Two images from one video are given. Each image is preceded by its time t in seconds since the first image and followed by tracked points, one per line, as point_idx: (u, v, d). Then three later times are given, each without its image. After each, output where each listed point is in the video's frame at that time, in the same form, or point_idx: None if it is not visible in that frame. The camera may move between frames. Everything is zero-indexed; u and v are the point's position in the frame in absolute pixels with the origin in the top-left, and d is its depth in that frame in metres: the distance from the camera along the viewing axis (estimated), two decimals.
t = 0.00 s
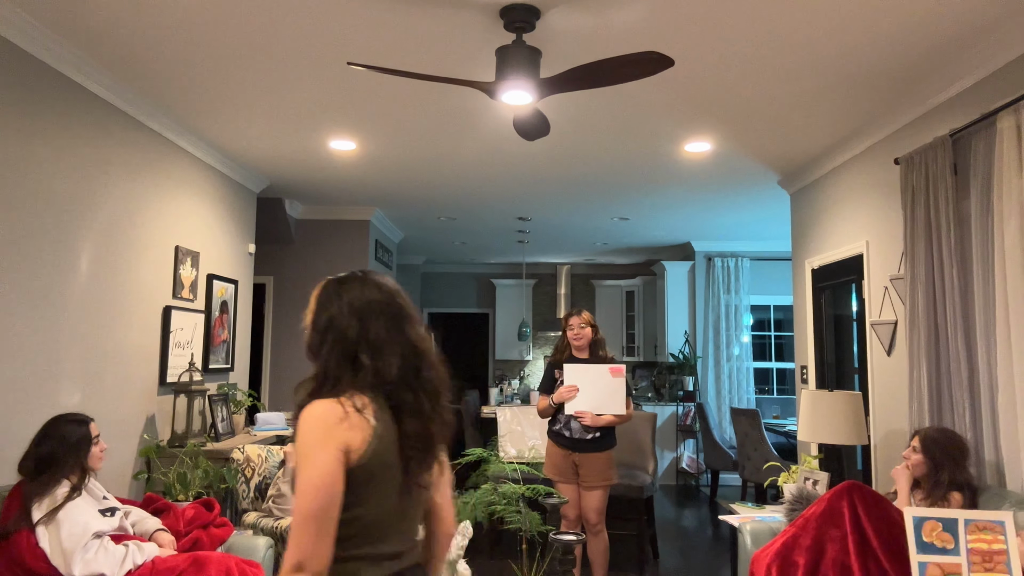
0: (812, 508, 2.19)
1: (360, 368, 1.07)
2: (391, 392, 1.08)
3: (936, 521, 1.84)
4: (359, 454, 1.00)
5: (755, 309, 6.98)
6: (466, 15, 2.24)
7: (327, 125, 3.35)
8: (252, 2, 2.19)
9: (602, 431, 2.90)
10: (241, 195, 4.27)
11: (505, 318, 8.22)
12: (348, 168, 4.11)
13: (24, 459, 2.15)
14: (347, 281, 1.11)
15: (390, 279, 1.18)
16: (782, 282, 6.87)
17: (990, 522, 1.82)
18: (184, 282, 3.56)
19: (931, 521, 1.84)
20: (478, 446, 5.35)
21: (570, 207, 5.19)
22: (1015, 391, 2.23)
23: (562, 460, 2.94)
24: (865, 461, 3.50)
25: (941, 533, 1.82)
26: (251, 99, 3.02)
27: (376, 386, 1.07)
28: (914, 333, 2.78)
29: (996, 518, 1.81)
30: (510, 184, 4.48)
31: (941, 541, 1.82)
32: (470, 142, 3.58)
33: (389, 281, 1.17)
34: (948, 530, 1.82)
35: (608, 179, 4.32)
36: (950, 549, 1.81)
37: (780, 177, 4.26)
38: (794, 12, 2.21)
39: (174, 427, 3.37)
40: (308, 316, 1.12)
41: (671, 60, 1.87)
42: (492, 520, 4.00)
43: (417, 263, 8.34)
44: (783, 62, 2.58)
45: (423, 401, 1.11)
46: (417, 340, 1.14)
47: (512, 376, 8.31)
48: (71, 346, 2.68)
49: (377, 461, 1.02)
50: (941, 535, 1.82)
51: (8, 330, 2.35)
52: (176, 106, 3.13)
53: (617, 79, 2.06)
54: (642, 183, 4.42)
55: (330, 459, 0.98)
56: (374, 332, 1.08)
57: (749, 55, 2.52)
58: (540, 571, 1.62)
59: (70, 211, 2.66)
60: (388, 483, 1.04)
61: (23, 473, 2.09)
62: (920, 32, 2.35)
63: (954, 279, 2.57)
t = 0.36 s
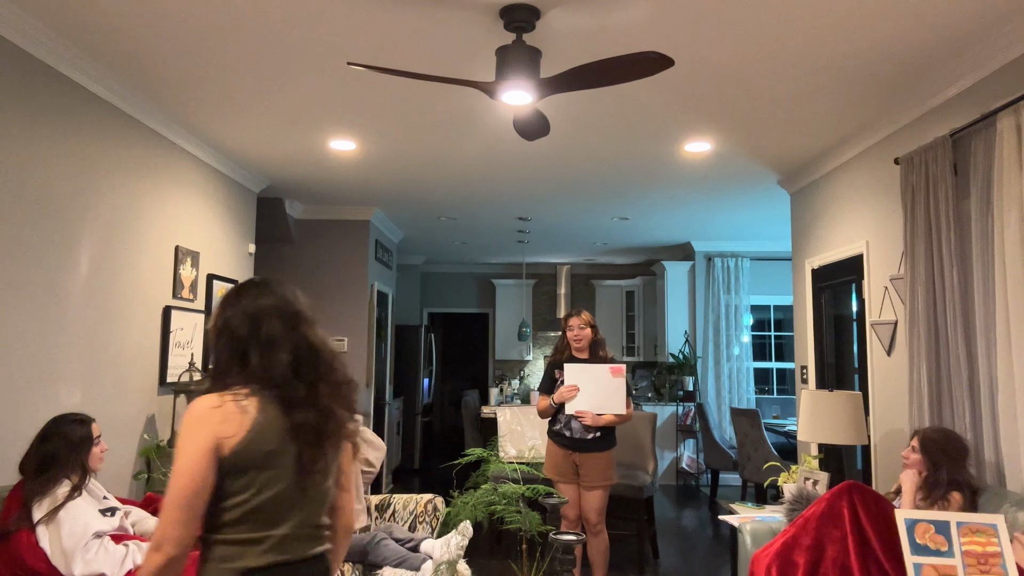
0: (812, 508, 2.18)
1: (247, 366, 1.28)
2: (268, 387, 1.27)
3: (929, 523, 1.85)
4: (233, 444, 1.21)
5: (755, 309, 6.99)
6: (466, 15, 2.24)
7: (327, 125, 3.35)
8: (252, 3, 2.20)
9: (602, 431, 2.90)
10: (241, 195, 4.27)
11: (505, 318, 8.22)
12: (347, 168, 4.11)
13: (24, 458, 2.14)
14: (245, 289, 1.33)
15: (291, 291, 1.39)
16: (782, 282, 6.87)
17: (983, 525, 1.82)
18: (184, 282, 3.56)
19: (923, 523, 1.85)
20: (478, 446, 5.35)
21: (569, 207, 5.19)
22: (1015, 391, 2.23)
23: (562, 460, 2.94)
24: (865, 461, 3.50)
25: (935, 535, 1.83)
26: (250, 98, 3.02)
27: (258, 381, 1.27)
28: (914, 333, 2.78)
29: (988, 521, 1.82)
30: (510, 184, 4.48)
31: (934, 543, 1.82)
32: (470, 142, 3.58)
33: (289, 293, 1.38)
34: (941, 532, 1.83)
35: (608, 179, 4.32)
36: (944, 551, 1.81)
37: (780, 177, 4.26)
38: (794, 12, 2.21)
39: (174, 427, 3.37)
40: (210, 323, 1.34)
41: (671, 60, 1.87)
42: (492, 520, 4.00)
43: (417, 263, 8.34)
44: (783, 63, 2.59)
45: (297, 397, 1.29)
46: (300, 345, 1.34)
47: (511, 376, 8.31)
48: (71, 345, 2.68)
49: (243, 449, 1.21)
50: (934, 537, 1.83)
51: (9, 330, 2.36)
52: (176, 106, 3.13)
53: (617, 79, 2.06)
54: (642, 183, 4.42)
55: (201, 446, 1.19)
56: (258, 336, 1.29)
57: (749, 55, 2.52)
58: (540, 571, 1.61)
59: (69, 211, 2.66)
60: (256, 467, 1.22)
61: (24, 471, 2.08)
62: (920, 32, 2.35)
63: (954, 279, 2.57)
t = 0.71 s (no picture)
0: (812, 508, 2.18)
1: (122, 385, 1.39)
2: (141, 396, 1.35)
3: (925, 525, 1.85)
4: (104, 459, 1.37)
5: (755, 309, 6.99)
6: (466, 15, 2.24)
7: (327, 125, 3.35)
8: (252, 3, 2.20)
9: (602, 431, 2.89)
10: (241, 195, 4.27)
11: (505, 318, 8.22)
12: (348, 168, 4.11)
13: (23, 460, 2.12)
14: (136, 307, 1.43)
15: (181, 301, 1.44)
16: (782, 282, 6.87)
17: (980, 528, 1.82)
18: (184, 283, 3.55)
19: (919, 525, 1.85)
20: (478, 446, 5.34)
21: (570, 207, 5.19)
22: (1015, 391, 2.23)
23: (562, 460, 2.94)
24: (865, 461, 3.50)
25: (931, 537, 1.83)
26: (250, 99, 3.02)
27: (128, 401, 1.37)
28: (914, 333, 2.78)
29: (985, 524, 1.82)
30: (510, 184, 4.48)
31: (930, 544, 1.82)
32: (469, 142, 3.58)
33: (170, 309, 1.43)
34: (938, 535, 1.83)
35: (607, 179, 4.32)
36: (942, 553, 1.81)
37: (780, 177, 4.26)
38: (794, 12, 2.21)
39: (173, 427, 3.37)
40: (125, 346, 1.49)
41: (671, 60, 1.87)
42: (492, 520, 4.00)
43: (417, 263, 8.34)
44: (783, 63, 2.58)
45: (170, 401, 1.35)
46: (178, 353, 1.39)
47: (511, 376, 8.31)
48: (71, 346, 2.68)
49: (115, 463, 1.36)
50: (930, 540, 1.82)
51: (9, 330, 2.35)
52: (176, 107, 3.13)
53: (617, 79, 2.06)
54: (642, 183, 4.42)
55: (87, 462, 1.39)
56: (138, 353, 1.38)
57: (749, 55, 2.52)
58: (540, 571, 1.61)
59: (69, 211, 2.66)
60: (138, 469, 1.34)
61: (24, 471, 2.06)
62: (919, 32, 2.35)
63: (954, 280, 2.57)
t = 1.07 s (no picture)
0: (812, 508, 2.18)
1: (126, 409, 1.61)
2: (132, 412, 1.56)
3: (922, 526, 1.85)
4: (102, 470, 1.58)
5: (755, 309, 6.98)
6: (466, 14, 2.24)
7: (327, 125, 3.35)
8: (252, 3, 2.20)
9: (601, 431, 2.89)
10: (241, 195, 4.27)
11: (505, 318, 8.22)
12: (347, 168, 4.11)
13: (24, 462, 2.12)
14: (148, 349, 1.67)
15: (189, 343, 1.66)
16: (782, 282, 6.87)
17: (977, 530, 1.82)
18: (184, 282, 3.56)
19: (916, 527, 1.85)
20: (478, 446, 5.34)
21: (569, 207, 5.19)
22: (1015, 391, 2.23)
23: (562, 460, 2.94)
24: (865, 461, 3.50)
25: (928, 538, 1.82)
26: (250, 99, 3.02)
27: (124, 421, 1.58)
28: (914, 333, 2.78)
29: (982, 525, 1.82)
30: (510, 184, 4.48)
31: (928, 546, 1.82)
32: (469, 142, 3.58)
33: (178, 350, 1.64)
34: (935, 536, 1.82)
35: (607, 179, 4.32)
36: (940, 554, 1.80)
37: (780, 177, 4.26)
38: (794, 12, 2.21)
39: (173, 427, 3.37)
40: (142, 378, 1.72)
41: (671, 60, 1.87)
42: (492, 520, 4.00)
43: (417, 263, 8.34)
44: (782, 63, 2.59)
45: (154, 417, 1.54)
46: (172, 383, 1.59)
47: (511, 376, 8.31)
48: (71, 345, 2.68)
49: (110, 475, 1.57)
50: (927, 541, 1.82)
51: (9, 329, 2.35)
52: (176, 107, 3.13)
53: (617, 79, 2.06)
54: (642, 183, 4.42)
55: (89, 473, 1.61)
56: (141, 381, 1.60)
57: (749, 55, 2.52)
58: (540, 571, 1.61)
59: (70, 211, 2.66)
60: (119, 469, 1.54)
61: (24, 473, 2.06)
62: (919, 32, 2.35)
63: (954, 280, 2.56)
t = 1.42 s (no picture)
0: (812, 508, 2.18)
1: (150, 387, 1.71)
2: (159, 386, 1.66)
3: (922, 526, 1.85)
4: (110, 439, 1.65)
5: (755, 309, 6.98)
6: (465, 15, 2.24)
7: (327, 125, 3.35)
8: (252, 3, 2.20)
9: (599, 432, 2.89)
10: (241, 195, 4.27)
11: (505, 318, 8.22)
12: (348, 168, 4.11)
13: (16, 462, 2.13)
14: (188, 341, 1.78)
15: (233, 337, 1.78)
16: (782, 282, 6.87)
17: (977, 529, 1.82)
18: (184, 283, 3.55)
19: (917, 526, 1.85)
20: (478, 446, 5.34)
21: (570, 207, 5.19)
22: (1015, 391, 2.23)
23: (561, 460, 2.94)
24: (865, 461, 3.50)
25: (928, 538, 1.82)
26: (250, 99, 3.02)
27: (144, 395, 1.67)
28: (914, 333, 2.78)
29: (981, 525, 1.82)
30: (510, 184, 4.48)
31: (929, 545, 1.82)
32: (469, 142, 3.58)
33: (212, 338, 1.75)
34: (935, 535, 1.82)
35: (607, 179, 4.32)
36: (939, 553, 1.80)
37: (780, 177, 4.27)
38: (795, 12, 2.21)
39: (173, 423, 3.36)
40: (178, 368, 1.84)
41: (671, 60, 1.87)
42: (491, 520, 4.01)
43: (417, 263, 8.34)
44: (782, 63, 2.59)
45: (176, 394, 1.64)
46: (203, 369, 1.70)
47: (511, 376, 8.31)
48: (71, 346, 2.67)
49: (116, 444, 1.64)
50: (927, 540, 1.82)
51: (9, 329, 2.36)
52: (176, 107, 3.13)
53: (617, 79, 2.06)
54: (642, 183, 4.42)
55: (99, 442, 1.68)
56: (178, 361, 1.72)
57: (749, 55, 2.52)
58: (539, 571, 1.61)
59: (69, 212, 2.66)
60: (125, 438, 1.61)
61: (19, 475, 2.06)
62: (918, 32, 2.35)
63: (954, 280, 2.57)
